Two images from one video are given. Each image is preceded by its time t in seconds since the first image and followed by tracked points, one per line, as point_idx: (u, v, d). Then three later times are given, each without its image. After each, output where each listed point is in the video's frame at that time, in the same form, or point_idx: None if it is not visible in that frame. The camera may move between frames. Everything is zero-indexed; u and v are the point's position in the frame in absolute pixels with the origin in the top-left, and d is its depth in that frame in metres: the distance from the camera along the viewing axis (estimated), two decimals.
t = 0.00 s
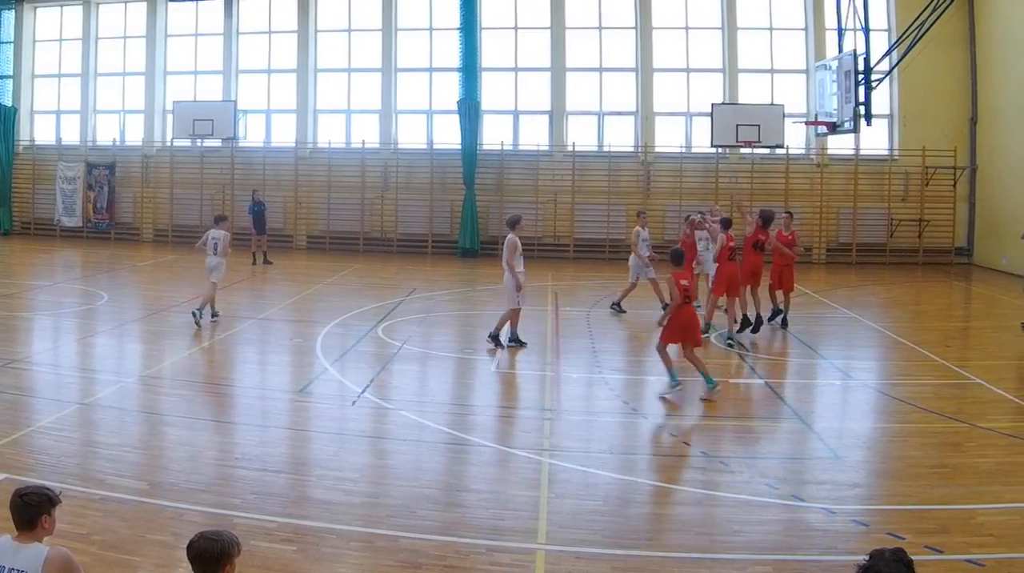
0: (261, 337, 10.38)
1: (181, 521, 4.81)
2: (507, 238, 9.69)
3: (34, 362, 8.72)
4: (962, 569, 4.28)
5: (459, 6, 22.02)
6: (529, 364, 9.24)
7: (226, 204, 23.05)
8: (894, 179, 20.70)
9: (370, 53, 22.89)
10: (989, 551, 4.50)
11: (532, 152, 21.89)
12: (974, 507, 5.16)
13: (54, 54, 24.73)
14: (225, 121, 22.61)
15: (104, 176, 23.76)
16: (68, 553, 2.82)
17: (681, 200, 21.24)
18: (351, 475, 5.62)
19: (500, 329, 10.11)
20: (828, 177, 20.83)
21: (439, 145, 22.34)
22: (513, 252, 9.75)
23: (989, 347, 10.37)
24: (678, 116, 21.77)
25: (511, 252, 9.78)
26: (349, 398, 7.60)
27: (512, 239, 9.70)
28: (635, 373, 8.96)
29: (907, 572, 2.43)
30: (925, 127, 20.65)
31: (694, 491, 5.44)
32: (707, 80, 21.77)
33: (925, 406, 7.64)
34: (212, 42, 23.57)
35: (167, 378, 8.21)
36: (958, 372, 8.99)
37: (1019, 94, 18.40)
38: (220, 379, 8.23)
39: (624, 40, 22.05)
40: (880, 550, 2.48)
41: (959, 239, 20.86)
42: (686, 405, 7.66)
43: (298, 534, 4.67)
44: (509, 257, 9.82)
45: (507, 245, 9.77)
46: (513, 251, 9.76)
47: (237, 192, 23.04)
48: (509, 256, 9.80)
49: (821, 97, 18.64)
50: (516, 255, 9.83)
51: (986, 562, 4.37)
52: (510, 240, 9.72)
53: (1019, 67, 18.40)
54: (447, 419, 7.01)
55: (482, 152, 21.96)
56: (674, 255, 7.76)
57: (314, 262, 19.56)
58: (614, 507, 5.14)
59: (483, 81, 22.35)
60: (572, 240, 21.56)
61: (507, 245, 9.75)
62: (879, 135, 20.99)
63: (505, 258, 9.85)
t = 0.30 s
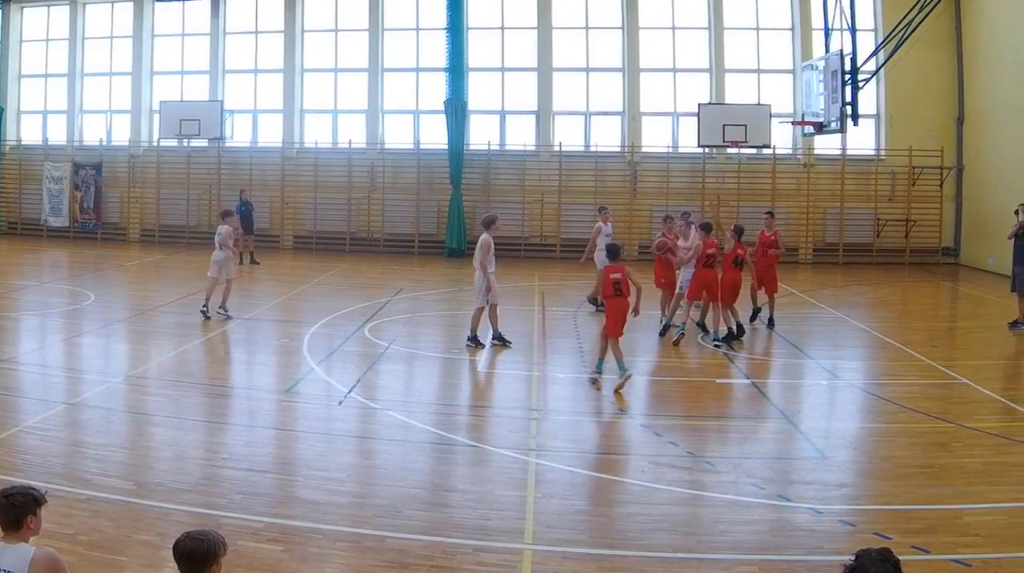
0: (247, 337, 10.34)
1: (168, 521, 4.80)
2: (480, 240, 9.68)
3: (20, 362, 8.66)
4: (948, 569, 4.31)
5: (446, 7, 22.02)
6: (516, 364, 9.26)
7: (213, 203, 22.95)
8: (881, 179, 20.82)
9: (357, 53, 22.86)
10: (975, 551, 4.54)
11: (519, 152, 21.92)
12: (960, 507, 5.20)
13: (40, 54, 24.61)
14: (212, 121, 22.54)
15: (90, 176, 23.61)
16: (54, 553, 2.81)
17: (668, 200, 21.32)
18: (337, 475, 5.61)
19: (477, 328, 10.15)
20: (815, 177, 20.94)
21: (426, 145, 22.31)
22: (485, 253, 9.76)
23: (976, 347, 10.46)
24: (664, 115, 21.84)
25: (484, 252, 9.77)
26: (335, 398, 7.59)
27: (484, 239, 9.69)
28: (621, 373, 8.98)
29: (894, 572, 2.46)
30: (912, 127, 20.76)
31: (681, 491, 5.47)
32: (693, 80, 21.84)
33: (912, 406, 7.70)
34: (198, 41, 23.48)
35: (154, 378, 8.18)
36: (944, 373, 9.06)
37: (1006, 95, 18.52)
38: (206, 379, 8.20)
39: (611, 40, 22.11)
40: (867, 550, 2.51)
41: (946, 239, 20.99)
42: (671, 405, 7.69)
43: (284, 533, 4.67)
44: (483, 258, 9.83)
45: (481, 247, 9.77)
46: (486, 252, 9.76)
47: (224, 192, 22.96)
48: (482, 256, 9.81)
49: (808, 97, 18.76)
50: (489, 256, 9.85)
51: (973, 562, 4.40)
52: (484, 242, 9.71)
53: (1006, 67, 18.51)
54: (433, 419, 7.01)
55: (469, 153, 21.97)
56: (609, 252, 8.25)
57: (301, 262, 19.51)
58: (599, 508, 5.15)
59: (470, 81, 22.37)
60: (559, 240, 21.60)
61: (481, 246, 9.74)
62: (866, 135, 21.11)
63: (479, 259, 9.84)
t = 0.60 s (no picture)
0: (234, 337, 10.31)
1: (154, 521, 4.78)
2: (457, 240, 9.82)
3: (6, 362, 8.59)
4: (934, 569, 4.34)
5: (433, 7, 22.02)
6: (504, 364, 9.28)
7: (200, 204, 22.84)
8: (867, 179, 20.93)
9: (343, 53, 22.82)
10: (961, 551, 4.57)
11: (506, 152, 21.93)
12: (946, 507, 5.23)
13: (26, 54, 24.51)
14: (199, 121, 22.46)
15: (77, 177, 23.44)
16: (40, 553, 2.80)
17: (655, 200, 21.38)
18: (325, 475, 5.60)
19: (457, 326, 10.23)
20: (801, 177, 21.03)
21: (413, 145, 22.28)
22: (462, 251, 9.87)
23: (963, 347, 10.55)
24: (651, 115, 21.91)
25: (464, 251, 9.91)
26: (322, 398, 7.57)
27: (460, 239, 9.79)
28: (607, 373, 9.00)
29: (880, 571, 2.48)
30: (899, 128, 20.89)
31: (668, 491, 5.49)
32: (680, 80, 21.91)
33: (899, 406, 7.75)
34: (185, 41, 23.41)
35: (141, 378, 8.13)
36: (931, 373, 9.13)
37: (994, 96, 18.64)
38: (193, 379, 8.16)
39: (597, 40, 22.16)
40: (854, 551, 2.53)
41: (932, 239, 21.13)
42: (658, 405, 7.72)
43: (271, 533, 4.66)
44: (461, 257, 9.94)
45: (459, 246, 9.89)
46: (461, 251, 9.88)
47: (211, 192, 22.84)
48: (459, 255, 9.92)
49: (794, 97, 18.87)
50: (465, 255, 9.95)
51: (959, 562, 4.43)
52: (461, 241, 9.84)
53: (993, 68, 18.63)
54: (421, 419, 7.01)
55: (456, 152, 21.98)
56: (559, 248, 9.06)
57: (289, 262, 19.44)
58: (587, 508, 5.17)
59: (457, 81, 22.40)
60: (546, 240, 21.62)
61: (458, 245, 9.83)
62: (853, 135, 21.24)
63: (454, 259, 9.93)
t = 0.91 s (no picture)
0: (221, 337, 10.27)
1: (141, 521, 4.76)
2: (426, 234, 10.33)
3: None
4: (920, 569, 4.37)
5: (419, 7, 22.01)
6: (490, 364, 9.29)
7: (187, 204, 22.72)
8: (854, 179, 21.04)
9: (330, 53, 22.76)
10: (948, 551, 4.59)
11: (492, 152, 21.95)
12: (933, 507, 5.27)
13: (13, 54, 24.41)
14: (185, 121, 22.39)
15: (63, 177, 23.28)
16: (27, 553, 2.78)
17: (641, 200, 21.43)
18: (311, 475, 5.60)
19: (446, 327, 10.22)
20: (788, 177, 21.13)
21: (399, 145, 22.24)
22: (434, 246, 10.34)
23: (949, 347, 10.63)
24: (638, 115, 21.97)
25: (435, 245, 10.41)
26: (309, 398, 7.56)
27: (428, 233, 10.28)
28: (594, 373, 9.03)
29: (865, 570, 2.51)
30: (885, 128, 21.01)
31: (655, 491, 5.52)
32: (666, 80, 21.98)
33: (886, 406, 7.81)
34: (171, 41, 23.34)
35: (127, 378, 8.09)
36: (918, 373, 9.19)
37: (981, 96, 18.75)
38: (179, 379, 8.13)
39: (584, 40, 22.20)
40: (840, 550, 2.56)
41: (919, 240, 21.25)
42: (645, 405, 7.75)
43: (257, 533, 4.65)
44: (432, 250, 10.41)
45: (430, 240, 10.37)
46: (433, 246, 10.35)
47: (197, 192, 22.73)
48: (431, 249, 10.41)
49: (781, 97, 18.97)
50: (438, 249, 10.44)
51: (946, 562, 4.45)
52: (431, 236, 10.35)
53: (980, 68, 18.74)
54: (408, 419, 7.01)
55: (442, 152, 21.97)
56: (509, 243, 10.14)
57: (276, 262, 19.37)
58: (574, 508, 5.19)
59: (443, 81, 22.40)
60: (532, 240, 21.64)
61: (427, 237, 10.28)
62: (840, 135, 21.36)
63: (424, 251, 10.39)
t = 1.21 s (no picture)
0: (209, 337, 10.23)
1: (129, 521, 4.74)
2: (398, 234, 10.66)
3: None
4: (908, 568, 4.40)
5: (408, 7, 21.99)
6: (478, 364, 9.30)
7: (175, 204, 22.62)
8: (842, 179, 21.14)
9: (318, 53, 22.72)
10: (936, 551, 4.62)
11: (480, 152, 21.97)
12: (921, 507, 5.30)
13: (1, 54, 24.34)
14: (174, 122, 22.32)
15: (51, 177, 23.17)
16: (16, 554, 2.77)
17: (629, 200, 21.48)
18: (299, 475, 5.59)
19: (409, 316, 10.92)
20: (776, 176, 21.21)
21: (387, 145, 22.21)
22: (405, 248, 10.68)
23: (936, 347, 10.71)
24: (626, 115, 22.02)
25: (408, 245, 10.72)
26: (297, 398, 7.54)
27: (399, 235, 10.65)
28: (583, 373, 9.05)
29: (852, 569, 2.52)
30: (873, 128, 21.12)
31: (643, 491, 5.54)
32: (655, 80, 22.03)
33: (874, 406, 7.86)
34: (159, 42, 23.28)
35: (115, 378, 8.05)
36: (906, 373, 9.26)
37: (968, 97, 18.85)
38: (166, 379, 8.10)
39: (572, 40, 22.23)
40: (826, 550, 2.57)
41: (907, 240, 21.36)
42: (633, 405, 7.77)
43: (245, 533, 4.64)
44: (404, 250, 10.72)
45: (403, 241, 10.69)
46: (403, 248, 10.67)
47: (185, 192, 22.63)
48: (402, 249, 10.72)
49: (769, 97, 19.06)
50: (411, 249, 10.79)
51: (935, 562, 4.48)
52: (404, 237, 10.66)
53: (968, 69, 18.84)
54: (396, 419, 7.01)
55: (430, 153, 21.99)
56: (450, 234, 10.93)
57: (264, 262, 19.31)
58: (562, 508, 5.20)
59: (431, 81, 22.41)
60: (520, 240, 21.65)
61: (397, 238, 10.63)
62: (828, 135, 21.46)
63: (394, 250, 10.73)
